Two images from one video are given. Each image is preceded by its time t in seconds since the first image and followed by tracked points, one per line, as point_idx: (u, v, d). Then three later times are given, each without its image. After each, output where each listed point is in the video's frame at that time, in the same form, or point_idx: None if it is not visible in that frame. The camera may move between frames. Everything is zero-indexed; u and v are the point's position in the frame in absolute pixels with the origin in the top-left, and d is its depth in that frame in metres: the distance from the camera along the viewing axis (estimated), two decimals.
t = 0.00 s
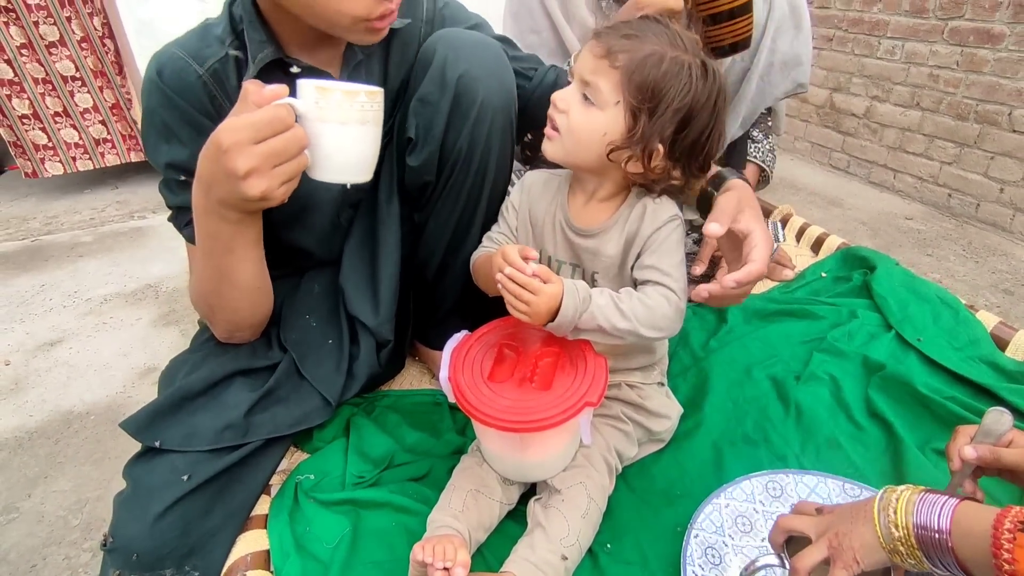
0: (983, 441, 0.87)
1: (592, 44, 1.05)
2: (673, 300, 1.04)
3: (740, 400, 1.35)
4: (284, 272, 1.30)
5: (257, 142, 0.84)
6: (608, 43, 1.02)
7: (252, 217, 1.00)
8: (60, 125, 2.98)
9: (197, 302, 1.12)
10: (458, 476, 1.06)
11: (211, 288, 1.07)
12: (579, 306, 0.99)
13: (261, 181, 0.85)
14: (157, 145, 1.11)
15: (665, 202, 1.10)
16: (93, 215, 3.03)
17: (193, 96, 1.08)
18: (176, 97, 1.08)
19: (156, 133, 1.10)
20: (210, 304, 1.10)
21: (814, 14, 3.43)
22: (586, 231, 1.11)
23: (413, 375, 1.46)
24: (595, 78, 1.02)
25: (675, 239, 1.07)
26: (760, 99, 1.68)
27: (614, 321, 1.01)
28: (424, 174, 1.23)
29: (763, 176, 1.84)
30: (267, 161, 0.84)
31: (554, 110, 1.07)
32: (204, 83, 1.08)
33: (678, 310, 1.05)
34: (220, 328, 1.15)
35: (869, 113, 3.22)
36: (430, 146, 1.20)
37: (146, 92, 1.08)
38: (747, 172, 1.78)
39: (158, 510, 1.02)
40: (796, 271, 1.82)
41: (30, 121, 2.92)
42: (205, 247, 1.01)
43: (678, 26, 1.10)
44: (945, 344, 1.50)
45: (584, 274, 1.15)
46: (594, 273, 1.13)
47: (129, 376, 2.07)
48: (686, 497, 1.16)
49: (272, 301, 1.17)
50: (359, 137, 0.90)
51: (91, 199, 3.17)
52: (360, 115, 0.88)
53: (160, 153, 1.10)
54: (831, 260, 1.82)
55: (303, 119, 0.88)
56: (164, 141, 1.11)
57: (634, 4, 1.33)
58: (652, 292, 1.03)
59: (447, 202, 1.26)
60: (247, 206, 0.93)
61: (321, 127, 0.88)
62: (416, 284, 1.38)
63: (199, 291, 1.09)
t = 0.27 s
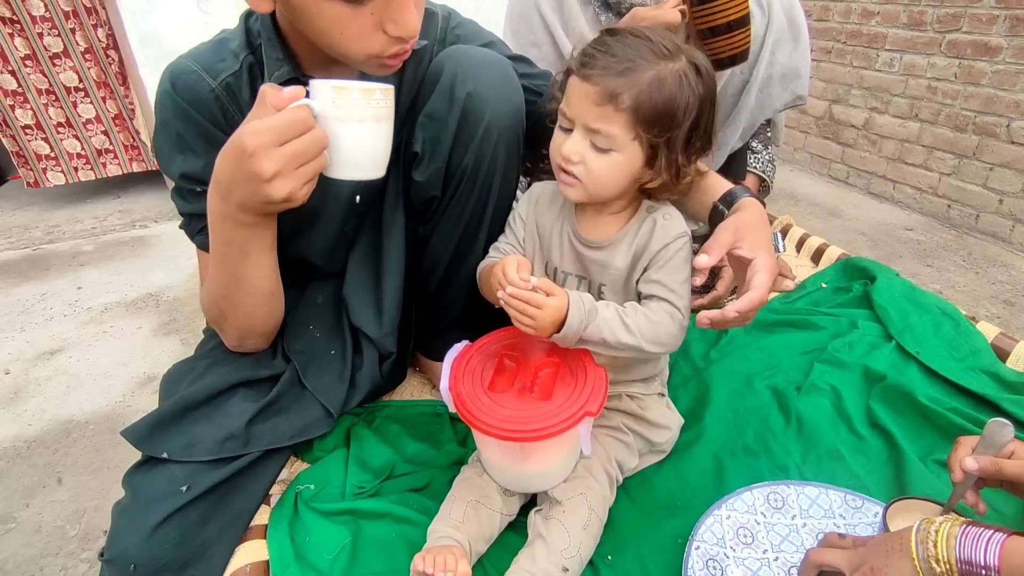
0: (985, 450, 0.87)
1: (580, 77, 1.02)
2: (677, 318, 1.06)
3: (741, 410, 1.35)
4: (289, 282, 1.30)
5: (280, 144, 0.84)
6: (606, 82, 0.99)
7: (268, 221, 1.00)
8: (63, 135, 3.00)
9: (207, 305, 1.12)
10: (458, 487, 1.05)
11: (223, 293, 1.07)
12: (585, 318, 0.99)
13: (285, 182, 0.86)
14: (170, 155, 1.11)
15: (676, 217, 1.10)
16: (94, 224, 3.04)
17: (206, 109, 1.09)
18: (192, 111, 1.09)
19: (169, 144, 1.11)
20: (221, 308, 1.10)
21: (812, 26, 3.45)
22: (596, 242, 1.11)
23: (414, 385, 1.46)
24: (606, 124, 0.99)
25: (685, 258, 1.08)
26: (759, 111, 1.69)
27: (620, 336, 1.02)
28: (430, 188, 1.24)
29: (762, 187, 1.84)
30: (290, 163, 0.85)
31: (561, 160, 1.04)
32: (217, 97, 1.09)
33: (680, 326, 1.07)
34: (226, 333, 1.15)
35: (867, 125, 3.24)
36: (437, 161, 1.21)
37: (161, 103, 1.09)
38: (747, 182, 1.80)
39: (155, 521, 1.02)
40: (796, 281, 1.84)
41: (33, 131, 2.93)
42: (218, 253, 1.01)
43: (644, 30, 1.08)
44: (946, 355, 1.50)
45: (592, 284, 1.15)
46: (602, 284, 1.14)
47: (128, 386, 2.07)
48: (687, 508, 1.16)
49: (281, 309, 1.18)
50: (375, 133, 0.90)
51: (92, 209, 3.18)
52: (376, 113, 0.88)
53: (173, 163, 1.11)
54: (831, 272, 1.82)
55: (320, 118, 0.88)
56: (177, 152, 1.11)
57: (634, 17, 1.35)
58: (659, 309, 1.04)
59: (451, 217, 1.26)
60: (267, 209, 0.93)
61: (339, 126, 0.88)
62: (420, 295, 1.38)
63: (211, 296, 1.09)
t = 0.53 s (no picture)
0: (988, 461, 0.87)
1: (582, 127, 1.00)
2: (689, 329, 1.06)
3: (740, 420, 1.35)
4: (288, 293, 1.31)
5: (287, 159, 0.84)
6: (615, 125, 0.99)
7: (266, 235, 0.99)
8: (64, 143, 3.01)
9: (203, 317, 1.12)
10: (458, 496, 1.05)
11: (221, 303, 1.06)
12: (602, 334, 1.00)
13: (290, 199, 0.86)
14: (161, 167, 1.11)
15: (682, 227, 1.12)
16: (94, 231, 3.04)
17: (196, 120, 1.10)
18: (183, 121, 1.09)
19: (159, 155, 1.11)
20: (216, 318, 1.10)
21: (811, 37, 3.47)
22: (603, 254, 1.12)
23: (414, 394, 1.46)
24: (622, 165, 1.00)
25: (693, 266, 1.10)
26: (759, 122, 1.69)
27: (633, 349, 1.03)
28: (420, 200, 1.25)
29: (762, 197, 1.88)
30: (296, 178, 0.84)
31: (579, 204, 1.04)
32: (207, 107, 1.10)
33: (692, 338, 1.07)
34: (222, 346, 1.15)
35: (866, 135, 3.25)
36: (425, 171, 1.22)
37: (151, 114, 1.10)
38: (745, 192, 1.82)
39: (154, 532, 1.01)
40: (795, 291, 1.83)
41: (34, 139, 2.94)
42: (217, 265, 1.01)
43: (620, 51, 1.07)
44: (945, 365, 1.50)
45: (599, 297, 1.16)
46: (610, 296, 1.14)
47: (127, 393, 2.07)
48: (687, 517, 1.16)
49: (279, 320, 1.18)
50: (380, 150, 0.91)
51: (93, 216, 3.18)
52: (382, 131, 0.89)
53: (164, 175, 1.11)
54: (830, 281, 1.82)
55: (326, 135, 0.88)
56: (168, 163, 1.12)
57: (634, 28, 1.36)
58: (669, 320, 1.05)
59: (442, 227, 1.27)
60: (270, 223, 0.93)
61: (345, 143, 0.88)
62: (417, 307, 1.39)
63: (205, 305, 1.09)
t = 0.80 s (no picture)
0: (988, 469, 0.87)
1: (579, 141, 1.01)
2: (689, 341, 1.06)
3: (740, 427, 1.35)
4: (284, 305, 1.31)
5: (281, 162, 0.84)
6: (612, 138, 0.99)
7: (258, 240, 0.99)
8: (64, 149, 3.01)
9: (196, 325, 1.11)
10: (457, 503, 1.05)
11: (216, 310, 1.06)
12: (601, 346, 1.00)
13: (282, 202, 0.86)
14: (149, 172, 1.11)
15: (684, 237, 1.12)
16: (94, 237, 3.04)
17: (185, 124, 1.10)
18: (170, 124, 1.09)
19: (147, 159, 1.11)
20: (208, 326, 1.09)
21: (809, 45, 3.49)
22: (603, 263, 1.12)
23: (413, 399, 1.46)
24: (620, 178, 1.01)
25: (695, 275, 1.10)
26: (757, 128, 1.70)
27: (632, 361, 1.03)
28: (400, 216, 1.25)
29: (760, 204, 1.88)
30: (290, 181, 0.85)
31: (580, 216, 1.04)
32: (196, 111, 1.10)
33: (692, 349, 1.07)
34: (217, 356, 1.15)
35: (865, 142, 3.26)
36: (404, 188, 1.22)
37: (137, 118, 1.09)
38: (744, 199, 1.82)
39: (149, 541, 1.00)
40: (794, 298, 1.84)
41: (35, 145, 2.95)
42: (209, 271, 1.00)
43: (616, 62, 1.07)
44: (945, 372, 1.49)
45: (599, 307, 1.16)
46: (610, 305, 1.14)
47: (126, 399, 2.06)
48: (687, 525, 1.15)
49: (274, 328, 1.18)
50: (376, 156, 0.90)
51: (93, 221, 3.18)
52: (377, 136, 0.88)
53: (152, 181, 1.11)
54: (829, 288, 1.82)
55: (322, 138, 0.88)
56: (156, 169, 1.11)
57: (634, 35, 1.38)
58: (668, 332, 1.05)
59: (427, 240, 1.27)
60: (261, 227, 0.92)
61: (340, 147, 0.88)
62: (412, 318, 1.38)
63: (198, 312, 1.08)
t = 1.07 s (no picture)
0: (987, 474, 0.87)
1: (579, 148, 1.01)
2: (691, 346, 1.06)
3: (740, 432, 1.35)
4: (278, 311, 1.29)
5: (272, 175, 0.83)
6: (612, 143, 0.99)
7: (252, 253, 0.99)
8: (64, 153, 3.01)
9: (193, 330, 1.11)
10: (456, 508, 1.04)
11: (212, 318, 1.06)
12: (606, 351, 1.00)
13: (273, 216, 0.85)
14: (140, 178, 1.11)
15: (685, 243, 1.12)
16: (94, 241, 3.04)
17: (176, 128, 1.09)
18: (160, 129, 1.08)
19: (139, 166, 1.11)
20: (205, 331, 1.09)
21: (808, 52, 3.50)
22: (606, 269, 1.12)
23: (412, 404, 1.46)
24: (622, 183, 1.01)
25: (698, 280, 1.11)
26: (756, 134, 1.70)
27: (636, 367, 1.02)
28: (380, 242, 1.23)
29: (759, 210, 1.88)
30: (278, 196, 0.83)
31: (581, 222, 1.04)
32: (187, 114, 1.09)
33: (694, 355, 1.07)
34: (215, 360, 1.14)
35: (864, 149, 3.27)
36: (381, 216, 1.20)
37: (127, 123, 1.09)
38: (744, 205, 1.83)
39: (145, 545, 1.00)
40: (794, 303, 1.84)
41: (35, 149, 2.95)
42: (203, 278, 1.00)
43: (614, 68, 1.07)
44: (945, 378, 1.49)
45: (601, 313, 1.16)
46: (612, 312, 1.14)
47: (124, 403, 2.05)
48: (687, 531, 1.15)
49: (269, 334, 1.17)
50: (370, 169, 0.90)
51: (93, 226, 3.18)
52: (371, 148, 0.88)
53: (144, 187, 1.11)
54: (829, 294, 1.82)
55: (316, 150, 0.87)
56: (148, 175, 1.11)
57: (634, 39, 1.39)
58: (670, 337, 1.05)
59: (410, 261, 1.26)
60: (254, 239, 0.92)
61: (334, 160, 0.87)
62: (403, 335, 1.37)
63: (196, 320, 1.08)
